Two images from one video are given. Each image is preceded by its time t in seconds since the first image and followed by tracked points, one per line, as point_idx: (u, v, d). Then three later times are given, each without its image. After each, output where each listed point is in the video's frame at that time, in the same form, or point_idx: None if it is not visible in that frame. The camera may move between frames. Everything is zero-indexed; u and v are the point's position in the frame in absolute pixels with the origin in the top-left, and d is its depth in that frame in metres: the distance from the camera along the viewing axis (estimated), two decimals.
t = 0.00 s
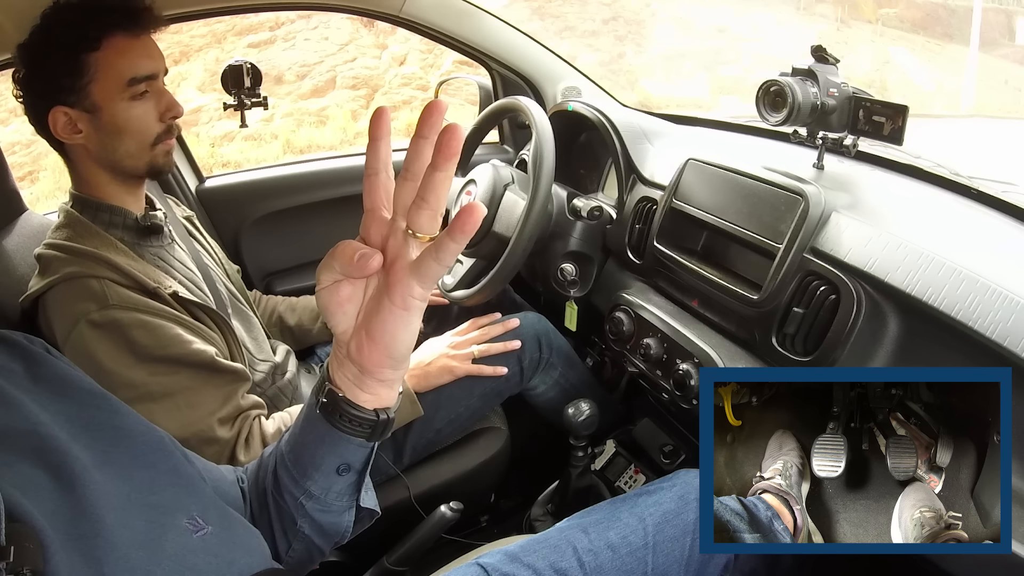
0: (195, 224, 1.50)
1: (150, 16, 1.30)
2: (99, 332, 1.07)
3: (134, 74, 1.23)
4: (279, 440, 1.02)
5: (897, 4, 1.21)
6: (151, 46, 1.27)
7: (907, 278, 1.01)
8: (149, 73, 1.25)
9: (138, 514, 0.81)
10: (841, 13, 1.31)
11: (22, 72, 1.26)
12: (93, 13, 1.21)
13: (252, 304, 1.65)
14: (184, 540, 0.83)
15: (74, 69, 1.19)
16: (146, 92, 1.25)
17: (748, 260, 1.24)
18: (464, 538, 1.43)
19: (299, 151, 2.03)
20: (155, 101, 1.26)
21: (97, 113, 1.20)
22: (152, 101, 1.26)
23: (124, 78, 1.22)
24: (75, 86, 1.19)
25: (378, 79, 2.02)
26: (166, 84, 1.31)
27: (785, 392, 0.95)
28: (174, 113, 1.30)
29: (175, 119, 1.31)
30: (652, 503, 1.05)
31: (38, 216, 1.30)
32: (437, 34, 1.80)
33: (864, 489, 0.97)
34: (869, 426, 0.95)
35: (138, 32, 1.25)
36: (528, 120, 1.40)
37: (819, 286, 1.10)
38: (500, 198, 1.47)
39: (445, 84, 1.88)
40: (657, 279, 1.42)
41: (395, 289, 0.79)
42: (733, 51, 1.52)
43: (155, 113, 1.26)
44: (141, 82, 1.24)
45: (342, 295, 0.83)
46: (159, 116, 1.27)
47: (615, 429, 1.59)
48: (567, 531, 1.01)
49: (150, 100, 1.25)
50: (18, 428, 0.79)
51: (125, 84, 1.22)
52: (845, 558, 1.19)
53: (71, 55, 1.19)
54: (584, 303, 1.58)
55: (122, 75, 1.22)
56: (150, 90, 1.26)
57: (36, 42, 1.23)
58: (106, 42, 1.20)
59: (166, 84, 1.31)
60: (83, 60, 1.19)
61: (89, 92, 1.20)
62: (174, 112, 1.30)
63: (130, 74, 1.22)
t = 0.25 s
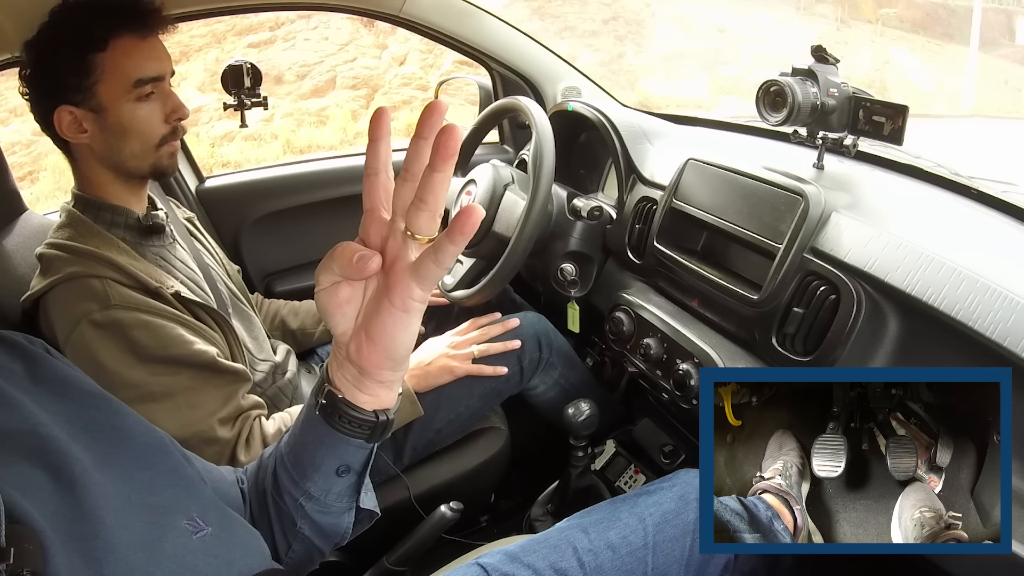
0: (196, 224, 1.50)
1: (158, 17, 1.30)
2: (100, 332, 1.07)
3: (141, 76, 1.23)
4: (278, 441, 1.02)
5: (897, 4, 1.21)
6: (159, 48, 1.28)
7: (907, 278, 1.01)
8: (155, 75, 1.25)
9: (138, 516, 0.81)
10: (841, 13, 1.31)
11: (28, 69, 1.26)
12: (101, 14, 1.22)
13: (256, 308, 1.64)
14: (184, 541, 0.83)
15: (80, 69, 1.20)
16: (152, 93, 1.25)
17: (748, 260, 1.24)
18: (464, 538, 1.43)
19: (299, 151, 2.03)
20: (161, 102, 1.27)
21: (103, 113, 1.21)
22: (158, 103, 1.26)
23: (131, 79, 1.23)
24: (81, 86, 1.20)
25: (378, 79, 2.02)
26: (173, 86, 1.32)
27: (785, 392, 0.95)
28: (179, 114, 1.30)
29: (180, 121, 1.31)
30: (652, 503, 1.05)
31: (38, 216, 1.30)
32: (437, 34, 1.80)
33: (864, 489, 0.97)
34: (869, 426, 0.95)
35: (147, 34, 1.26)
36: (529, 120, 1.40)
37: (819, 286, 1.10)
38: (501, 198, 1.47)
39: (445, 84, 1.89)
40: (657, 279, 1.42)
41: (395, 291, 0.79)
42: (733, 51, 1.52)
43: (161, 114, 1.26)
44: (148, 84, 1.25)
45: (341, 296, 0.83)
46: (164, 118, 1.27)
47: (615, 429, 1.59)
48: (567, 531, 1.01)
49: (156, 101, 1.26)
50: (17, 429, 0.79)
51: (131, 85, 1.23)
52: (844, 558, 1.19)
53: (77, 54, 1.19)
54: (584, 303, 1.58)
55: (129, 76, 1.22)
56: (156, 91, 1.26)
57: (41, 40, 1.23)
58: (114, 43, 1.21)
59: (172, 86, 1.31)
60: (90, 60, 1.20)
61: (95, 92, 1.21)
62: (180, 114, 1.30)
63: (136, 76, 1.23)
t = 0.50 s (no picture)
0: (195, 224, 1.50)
1: (140, 15, 1.30)
2: (99, 332, 1.07)
3: (125, 69, 1.23)
4: (277, 442, 1.02)
5: (897, 4, 1.21)
6: (143, 42, 1.28)
7: (907, 278, 1.01)
8: (140, 68, 1.25)
9: (137, 517, 0.81)
10: (841, 13, 1.30)
11: (19, 74, 1.27)
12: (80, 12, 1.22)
13: (256, 308, 1.65)
14: (183, 542, 0.83)
15: (67, 67, 1.20)
16: (139, 87, 1.25)
17: (748, 260, 1.24)
18: (464, 538, 1.43)
19: (299, 151, 2.03)
20: (149, 96, 1.26)
21: (91, 110, 1.21)
22: (145, 96, 1.26)
23: (116, 73, 1.22)
24: (69, 84, 1.20)
25: (378, 79, 2.00)
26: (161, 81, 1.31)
27: (785, 392, 0.95)
28: (168, 107, 1.30)
29: (169, 114, 1.31)
30: (652, 503, 1.05)
31: (38, 216, 1.30)
32: (438, 34, 1.81)
33: (864, 489, 0.96)
34: (869, 426, 0.95)
35: (129, 28, 1.26)
36: (529, 119, 1.40)
37: (819, 286, 1.10)
38: (501, 198, 1.47)
39: (445, 84, 1.88)
40: (657, 279, 1.42)
41: (393, 292, 0.79)
42: (733, 51, 1.52)
43: (149, 108, 1.26)
44: (134, 77, 1.24)
45: (339, 298, 0.83)
46: (153, 112, 1.27)
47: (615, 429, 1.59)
48: (567, 531, 1.01)
49: (143, 95, 1.26)
50: (16, 429, 0.79)
51: (116, 79, 1.22)
52: (844, 558, 1.19)
53: (64, 53, 1.20)
54: (584, 303, 1.58)
55: (114, 70, 1.22)
56: (143, 85, 1.26)
57: (30, 45, 1.24)
58: (97, 39, 1.21)
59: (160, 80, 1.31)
60: (76, 57, 1.20)
61: (82, 89, 1.20)
62: (168, 106, 1.30)
63: (121, 69, 1.23)
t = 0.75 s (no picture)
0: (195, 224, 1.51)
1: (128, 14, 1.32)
2: (100, 332, 1.07)
3: (112, 64, 1.24)
4: (279, 444, 1.02)
5: (897, 4, 1.21)
6: (132, 39, 1.29)
7: (907, 278, 1.01)
8: (128, 63, 1.26)
9: (137, 518, 0.81)
10: (841, 13, 1.30)
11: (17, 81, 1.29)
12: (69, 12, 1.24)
13: (256, 308, 1.65)
14: (182, 543, 0.83)
15: (57, 68, 1.22)
16: (127, 82, 1.25)
17: (748, 259, 1.24)
18: (465, 537, 1.44)
19: (299, 151, 2.03)
20: (138, 90, 1.26)
21: (82, 108, 1.22)
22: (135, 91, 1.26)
23: (103, 68, 1.23)
24: (59, 84, 1.21)
25: (378, 79, 2.01)
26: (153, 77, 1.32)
27: (785, 393, 0.95)
28: (159, 102, 1.30)
29: (161, 109, 1.30)
30: (652, 503, 1.05)
31: (38, 216, 1.30)
32: (438, 34, 1.81)
33: (864, 489, 0.95)
34: (869, 427, 0.94)
35: (116, 26, 1.28)
36: (529, 119, 1.40)
37: (819, 286, 1.10)
38: (501, 198, 1.47)
39: (445, 84, 1.94)
40: (657, 279, 1.42)
41: (398, 299, 0.79)
42: (733, 51, 1.51)
43: (138, 102, 1.26)
44: (121, 73, 1.25)
45: (345, 302, 0.83)
46: (144, 107, 1.27)
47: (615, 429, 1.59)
48: (567, 531, 1.01)
49: (133, 90, 1.26)
50: (16, 429, 0.79)
51: (104, 75, 1.23)
52: (844, 558, 1.19)
53: (53, 54, 1.22)
54: (584, 303, 1.58)
55: (101, 66, 1.23)
56: (132, 80, 1.26)
57: (24, 53, 1.26)
58: (84, 37, 1.23)
59: (152, 77, 1.31)
60: (65, 56, 1.22)
61: (72, 88, 1.21)
62: (159, 101, 1.30)
63: (108, 65, 1.24)
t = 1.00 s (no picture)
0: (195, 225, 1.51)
1: (119, 12, 1.31)
2: (99, 331, 1.07)
3: (88, 71, 1.24)
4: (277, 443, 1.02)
5: (897, 4, 1.20)
6: (113, 42, 1.28)
7: (907, 279, 1.01)
8: (105, 68, 1.26)
9: (134, 518, 0.81)
10: (841, 13, 1.30)
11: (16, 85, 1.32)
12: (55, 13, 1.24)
13: (256, 309, 1.65)
14: (178, 542, 0.83)
15: (41, 75, 1.24)
16: (105, 88, 1.26)
17: (748, 259, 1.24)
18: (465, 537, 1.44)
19: (299, 151, 2.03)
20: (117, 96, 1.26)
21: (63, 115, 1.23)
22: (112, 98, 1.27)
23: (81, 75, 1.24)
24: (44, 92, 1.24)
25: (378, 79, 2.00)
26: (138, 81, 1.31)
27: (785, 392, 0.95)
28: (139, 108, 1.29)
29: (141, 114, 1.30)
30: (652, 503, 1.05)
31: (37, 216, 1.30)
32: (437, 34, 1.81)
33: (864, 489, 0.95)
34: (869, 427, 0.94)
35: (99, 28, 1.27)
36: (529, 120, 1.40)
37: (819, 286, 1.10)
38: (501, 198, 1.47)
39: (445, 84, 1.95)
40: (657, 279, 1.42)
41: (397, 299, 0.79)
42: (733, 51, 1.51)
43: (117, 108, 1.26)
44: (99, 78, 1.25)
45: (343, 302, 0.83)
46: (123, 113, 1.27)
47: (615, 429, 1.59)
48: (567, 531, 1.01)
49: (111, 96, 1.26)
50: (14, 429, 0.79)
51: (80, 83, 1.24)
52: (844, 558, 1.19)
53: (37, 61, 1.24)
54: (584, 303, 1.58)
55: (78, 73, 1.23)
56: (111, 85, 1.26)
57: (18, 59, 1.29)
58: (63, 42, 1.24)
59: (137, 81, 1.31)
60: (46, 63, 1.23)
61: (54, 95, 1.23)
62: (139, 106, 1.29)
63: (85, 71, 1.24)
